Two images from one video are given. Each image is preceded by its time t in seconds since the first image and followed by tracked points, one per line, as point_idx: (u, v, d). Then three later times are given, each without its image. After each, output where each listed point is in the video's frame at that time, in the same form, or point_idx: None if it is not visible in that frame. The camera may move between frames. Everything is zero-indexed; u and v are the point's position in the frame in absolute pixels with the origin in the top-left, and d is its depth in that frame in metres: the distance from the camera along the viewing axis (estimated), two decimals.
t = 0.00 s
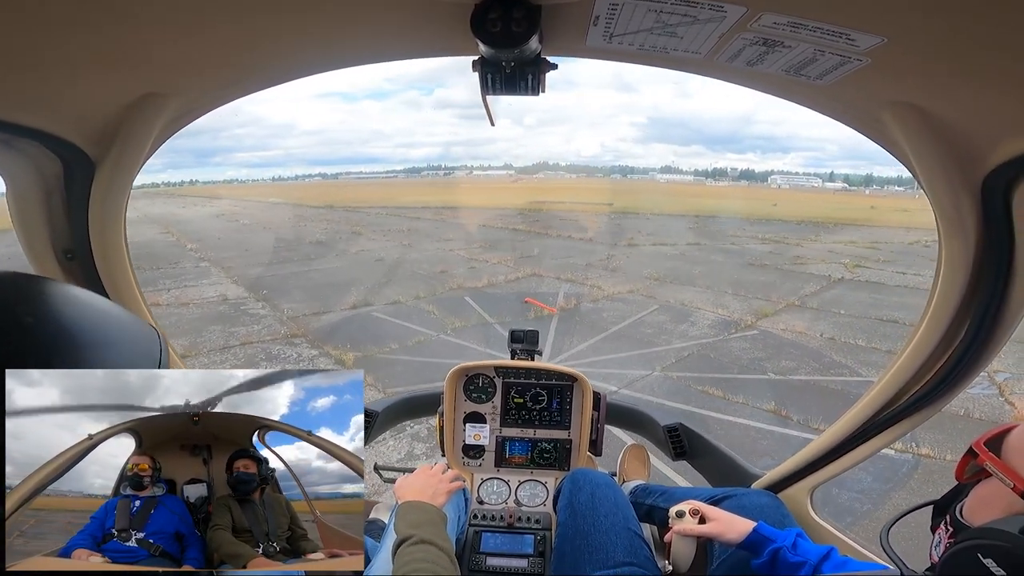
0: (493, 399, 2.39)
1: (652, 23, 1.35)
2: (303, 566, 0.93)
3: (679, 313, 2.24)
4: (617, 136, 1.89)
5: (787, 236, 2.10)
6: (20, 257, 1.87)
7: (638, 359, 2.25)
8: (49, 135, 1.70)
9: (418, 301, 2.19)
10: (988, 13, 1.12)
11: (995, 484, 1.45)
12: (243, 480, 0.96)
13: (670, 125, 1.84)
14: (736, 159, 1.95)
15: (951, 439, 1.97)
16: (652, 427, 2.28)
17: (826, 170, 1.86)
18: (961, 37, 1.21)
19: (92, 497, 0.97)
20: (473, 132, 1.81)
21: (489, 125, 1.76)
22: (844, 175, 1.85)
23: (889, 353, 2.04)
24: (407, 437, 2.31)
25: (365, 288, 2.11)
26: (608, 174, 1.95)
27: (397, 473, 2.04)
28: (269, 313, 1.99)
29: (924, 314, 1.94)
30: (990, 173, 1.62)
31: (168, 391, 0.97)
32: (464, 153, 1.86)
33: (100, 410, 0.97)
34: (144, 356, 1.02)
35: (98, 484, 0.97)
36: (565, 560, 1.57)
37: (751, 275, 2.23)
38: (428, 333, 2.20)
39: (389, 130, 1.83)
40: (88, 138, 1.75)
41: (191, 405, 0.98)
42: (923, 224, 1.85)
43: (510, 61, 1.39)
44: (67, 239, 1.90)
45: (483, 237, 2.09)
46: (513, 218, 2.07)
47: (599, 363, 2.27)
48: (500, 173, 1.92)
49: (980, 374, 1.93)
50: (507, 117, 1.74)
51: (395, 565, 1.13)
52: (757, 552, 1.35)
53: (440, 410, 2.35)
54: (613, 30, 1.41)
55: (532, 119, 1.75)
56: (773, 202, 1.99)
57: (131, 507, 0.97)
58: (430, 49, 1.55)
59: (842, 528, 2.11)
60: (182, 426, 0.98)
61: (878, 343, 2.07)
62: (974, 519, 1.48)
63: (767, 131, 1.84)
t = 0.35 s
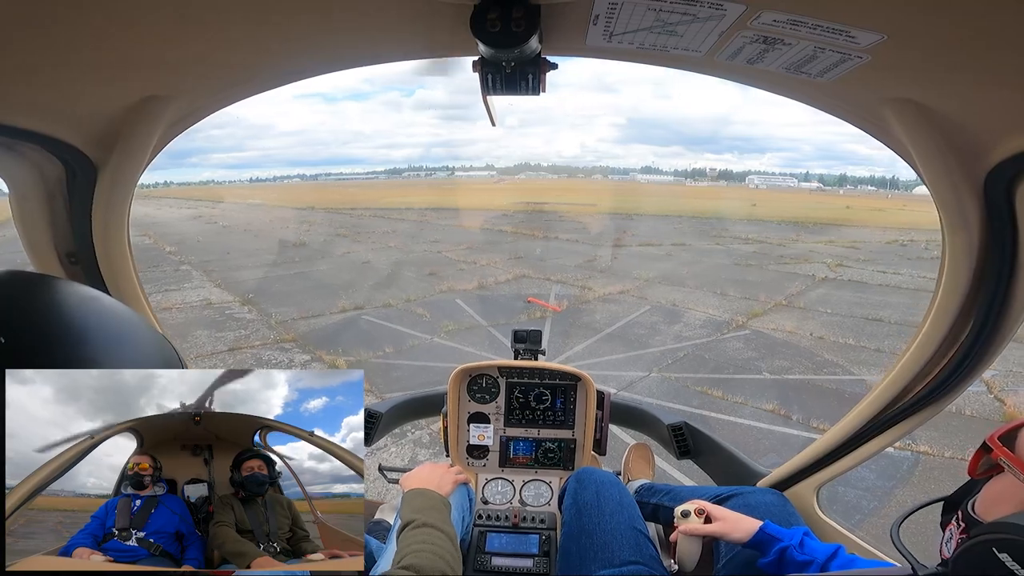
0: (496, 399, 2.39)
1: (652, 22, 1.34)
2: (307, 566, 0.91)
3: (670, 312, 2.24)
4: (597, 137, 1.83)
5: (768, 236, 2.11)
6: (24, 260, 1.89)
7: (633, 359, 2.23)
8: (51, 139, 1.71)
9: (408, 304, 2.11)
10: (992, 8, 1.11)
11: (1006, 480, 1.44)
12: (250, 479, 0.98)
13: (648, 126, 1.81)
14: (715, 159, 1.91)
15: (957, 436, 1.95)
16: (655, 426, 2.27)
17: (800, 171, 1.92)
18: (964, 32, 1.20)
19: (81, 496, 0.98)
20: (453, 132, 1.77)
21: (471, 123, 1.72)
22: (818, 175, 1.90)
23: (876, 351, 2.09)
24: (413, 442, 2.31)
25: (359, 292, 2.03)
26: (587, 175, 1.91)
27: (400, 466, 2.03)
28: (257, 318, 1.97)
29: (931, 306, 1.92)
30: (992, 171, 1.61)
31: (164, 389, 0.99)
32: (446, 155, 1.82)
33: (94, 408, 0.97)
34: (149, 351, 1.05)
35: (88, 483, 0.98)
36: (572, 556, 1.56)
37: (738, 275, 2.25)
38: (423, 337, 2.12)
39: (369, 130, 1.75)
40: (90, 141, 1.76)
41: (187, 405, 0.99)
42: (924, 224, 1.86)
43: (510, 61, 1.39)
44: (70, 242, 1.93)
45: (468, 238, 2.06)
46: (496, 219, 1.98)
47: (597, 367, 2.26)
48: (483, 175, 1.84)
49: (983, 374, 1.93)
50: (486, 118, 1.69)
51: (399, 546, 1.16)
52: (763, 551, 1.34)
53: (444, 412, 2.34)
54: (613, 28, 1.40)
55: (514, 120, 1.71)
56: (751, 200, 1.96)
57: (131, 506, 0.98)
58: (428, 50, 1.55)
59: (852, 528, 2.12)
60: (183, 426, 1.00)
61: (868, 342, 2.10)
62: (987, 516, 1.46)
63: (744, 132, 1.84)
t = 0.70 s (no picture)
0: (502, 400, 2.39)
1: (653, 22, 1.34)
2: (311, 567, 0.95)
3: (659, 312, 2.20)
4: (578, 137, 1.83)
5: (752, 235, 2.06)
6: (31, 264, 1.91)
7: (635, 360, 2.22)
8: (57, 144, 1.73)
9: (399, 308, 2.13)
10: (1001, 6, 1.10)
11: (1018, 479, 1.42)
12: (252, 479, 0.97)
13: (628, 128, 1.82)
14: (694, 159, 1.90)
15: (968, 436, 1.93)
16: (661, 426, 2.27)
17: (777, 169, 1.93)
18: (966, 31, 1.19)
19: (73, 495, 0.99)
20: (434, 133, 1.80)
21: (452, 124, 1.75)
22: (794, 174, 1.91)
23: (867, 348, 2.07)
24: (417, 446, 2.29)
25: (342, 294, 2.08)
26: (568, 175, 1.92)
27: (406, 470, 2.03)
28: (245, 322, 1.97)
29: (936, 307, 1.91)
30: (997, 168, 1.60)
31: (159, 388, 0.99)
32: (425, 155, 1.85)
33: (86, 407, 0.98)
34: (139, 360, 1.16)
35: (82, 483, 0.99)
36: (580, 560, 1.57)
37: (717, 275, 2.19)
38: (417, 340, 2.12)
39: (347, 131, 1.80)
40: (96, 146, 1.78)
41: (192, 406, 1.00)
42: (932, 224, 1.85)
43: (512, 62, 1.39)
44: (76, 246, 1.95)
45: (453, 240, 2.06)
46: (466, 220, 1.95)
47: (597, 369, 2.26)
48: (466, 176, 1.86)
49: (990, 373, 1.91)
50: (467, 118, 1.72)
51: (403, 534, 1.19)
52: (772, 551, 1.33)
53: (450, 414, 2.34)
54: (614, 29, 1.40)
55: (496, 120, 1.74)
56: (731, 199, 1.94)
57: (132, 505, 0.98)
58: (429, 52, 1.55)
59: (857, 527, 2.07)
60: (185, 426, 1.00)
61: (858, 339, 2.09)
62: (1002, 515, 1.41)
63: (722, 132, 1.84)
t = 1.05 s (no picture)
0: (503, 400, 2.39)
1: (655, 23, 1.34)
2: (314, 567, 0.95)
3: (649, 309, 2.26)
4: (560, 138, 1.83)
5: (733, 236, 2.15)
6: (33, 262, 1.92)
7: (631, 358, 2.26)
8: (59, 143, 1.73)
9: (395, 309, 2.18)
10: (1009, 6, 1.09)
11: (1016, 481, 1.42)
12: (252, 479, 0.97)
13: (606, 125, 1.82)
14: (673, 158, 1.93)
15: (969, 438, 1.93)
16: (661, 427, 2.26)
17: (753, 168, 1.96)
18: (971, 31, 1.18)
19: (64, 494, 0.98)
20: (414, 134, 1.83)
21: (433, 125, 1.79)
22: (770, 172, 1.95)
23: (857, 343, 2.14)
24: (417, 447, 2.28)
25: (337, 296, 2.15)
26: (550, 176, 1.95)
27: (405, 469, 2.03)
28: (235, 326, 2.01)
29: (938, 310, 1.90)
30: (1000, 169, 1.59)
31: (157, 387, 1.00)
32: (405, 157, 1.88)
33: (81, 405, 0.99)
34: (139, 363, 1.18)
35: (73, 480, 0.99)
36: (579, 560, 1.55)
37: (707, 273, 2.28)
38: (413, 342, 2.16)
39: (327, 133, 1.84)
40: (98, 146, 1.78)
41: (194, 405, 1.00)
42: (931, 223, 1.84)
43: (515, 63, 1.39)
44: (79, 245, 1.95)
45: (441, 241, 2.16)
46: (464, 223, 2.04)
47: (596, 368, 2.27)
48: (447, 177, 1.91)
49: (994, 373, 1.90)
50: (448, 119, 1.76)
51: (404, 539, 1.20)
52: (772, 551, 1.34)
53: (450, 413, 2.34)
54: (616, 30, 1.40)
55: (477, 121, 1.74)
56: (711, 199, 2.01)
57: (132, 506, 0.97)
58: (429, 54, 1.56)
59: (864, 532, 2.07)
60: (184, 426, 1.00)
61: (848, 334, 2.16)
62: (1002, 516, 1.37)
63: (700, 132, 1.86)
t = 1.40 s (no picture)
0: (499, 402, 2.39)
1: (658, 27, 1.35)
2: (307, 566, 0.97)
3: (646, 309, 2.19)
4: (539, 138, 1.78)
5: (718, 232, 2.04)
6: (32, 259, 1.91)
7: (630, 357, 2.22)
8: (61, 139, 1.72)
9: (388, 312, 2.08)
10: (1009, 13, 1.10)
11: (1005, 489, 1.43)
12: (253, 478, 0.99)
13: (586, 128, 1.76)
14: (652, 159, 1.86)
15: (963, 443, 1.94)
16: (659, 432, 2.22)
17: (731, 168, 1.89)
18: (971, 38, 1.20)
19: (59, 493, 1.02)
20: (395, 136, 1.80)
21: (413, 127, 1.78)
22: (748, 172, 1.88)
23: (849, 339, 2.10)
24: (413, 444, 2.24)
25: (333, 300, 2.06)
26: (531, 177, 1.85)
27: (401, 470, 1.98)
28: (224, 332, 1.99)
29: (936, 317, 1.90)
30: (1003, 176, 1.59)
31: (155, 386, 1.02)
32: (386, 159, 1.84)
33: (74, 402, 1.01)
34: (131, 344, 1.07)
35: (65, 479, 1.02)
36: (572, 561, 1.53)
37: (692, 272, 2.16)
38: (410, 345, 2.13)
39: (305, 135, 1.81)
40: (99, 143, 1.77)
41: (196, 404, 1.00)
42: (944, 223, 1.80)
43: (517, 65, 1.38)
44: (78, 242, 1.94)
45: (430, 242, 2.03)
46: (456, 223, 1.95)
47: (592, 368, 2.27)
48: (427, 179, 1.87)
49: (994, 377, 1.90)
50: (428, 120, 1.76)
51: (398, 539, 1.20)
52: (763, 559, 1.36)
53: (446, 415, 2.33)
54: (619, 33, 1.40)
55: (457, 122, 1.75)
56: (693, 198, 1.92)
57: (132, 505, 1.00)
58: (428, 54, 1.55)
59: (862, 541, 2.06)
60: (184, 425, 1.01)
61: (838, 331, 2.11)
62: (989, 528, 1.44)
63: (678, 131, 1.80)
